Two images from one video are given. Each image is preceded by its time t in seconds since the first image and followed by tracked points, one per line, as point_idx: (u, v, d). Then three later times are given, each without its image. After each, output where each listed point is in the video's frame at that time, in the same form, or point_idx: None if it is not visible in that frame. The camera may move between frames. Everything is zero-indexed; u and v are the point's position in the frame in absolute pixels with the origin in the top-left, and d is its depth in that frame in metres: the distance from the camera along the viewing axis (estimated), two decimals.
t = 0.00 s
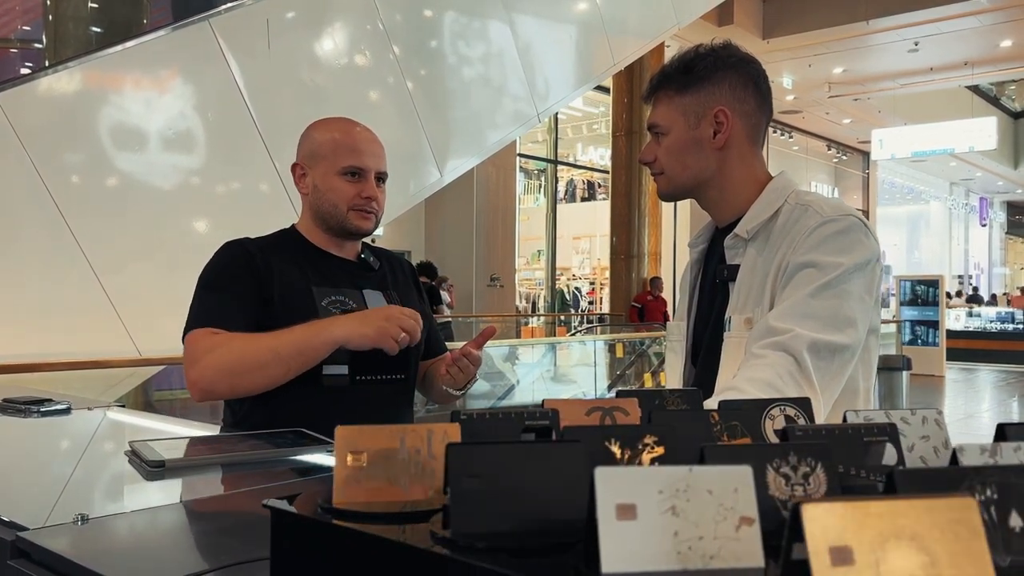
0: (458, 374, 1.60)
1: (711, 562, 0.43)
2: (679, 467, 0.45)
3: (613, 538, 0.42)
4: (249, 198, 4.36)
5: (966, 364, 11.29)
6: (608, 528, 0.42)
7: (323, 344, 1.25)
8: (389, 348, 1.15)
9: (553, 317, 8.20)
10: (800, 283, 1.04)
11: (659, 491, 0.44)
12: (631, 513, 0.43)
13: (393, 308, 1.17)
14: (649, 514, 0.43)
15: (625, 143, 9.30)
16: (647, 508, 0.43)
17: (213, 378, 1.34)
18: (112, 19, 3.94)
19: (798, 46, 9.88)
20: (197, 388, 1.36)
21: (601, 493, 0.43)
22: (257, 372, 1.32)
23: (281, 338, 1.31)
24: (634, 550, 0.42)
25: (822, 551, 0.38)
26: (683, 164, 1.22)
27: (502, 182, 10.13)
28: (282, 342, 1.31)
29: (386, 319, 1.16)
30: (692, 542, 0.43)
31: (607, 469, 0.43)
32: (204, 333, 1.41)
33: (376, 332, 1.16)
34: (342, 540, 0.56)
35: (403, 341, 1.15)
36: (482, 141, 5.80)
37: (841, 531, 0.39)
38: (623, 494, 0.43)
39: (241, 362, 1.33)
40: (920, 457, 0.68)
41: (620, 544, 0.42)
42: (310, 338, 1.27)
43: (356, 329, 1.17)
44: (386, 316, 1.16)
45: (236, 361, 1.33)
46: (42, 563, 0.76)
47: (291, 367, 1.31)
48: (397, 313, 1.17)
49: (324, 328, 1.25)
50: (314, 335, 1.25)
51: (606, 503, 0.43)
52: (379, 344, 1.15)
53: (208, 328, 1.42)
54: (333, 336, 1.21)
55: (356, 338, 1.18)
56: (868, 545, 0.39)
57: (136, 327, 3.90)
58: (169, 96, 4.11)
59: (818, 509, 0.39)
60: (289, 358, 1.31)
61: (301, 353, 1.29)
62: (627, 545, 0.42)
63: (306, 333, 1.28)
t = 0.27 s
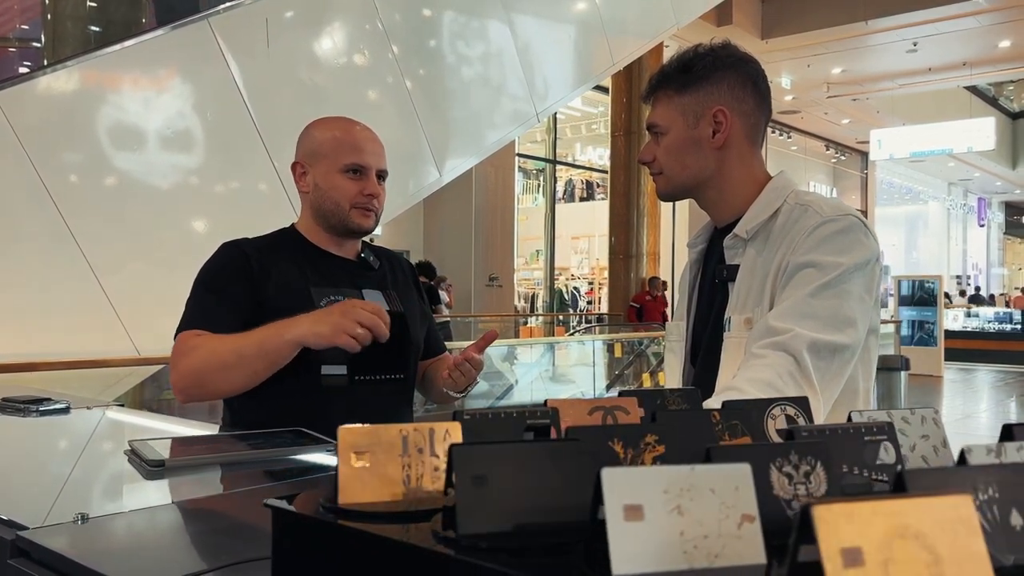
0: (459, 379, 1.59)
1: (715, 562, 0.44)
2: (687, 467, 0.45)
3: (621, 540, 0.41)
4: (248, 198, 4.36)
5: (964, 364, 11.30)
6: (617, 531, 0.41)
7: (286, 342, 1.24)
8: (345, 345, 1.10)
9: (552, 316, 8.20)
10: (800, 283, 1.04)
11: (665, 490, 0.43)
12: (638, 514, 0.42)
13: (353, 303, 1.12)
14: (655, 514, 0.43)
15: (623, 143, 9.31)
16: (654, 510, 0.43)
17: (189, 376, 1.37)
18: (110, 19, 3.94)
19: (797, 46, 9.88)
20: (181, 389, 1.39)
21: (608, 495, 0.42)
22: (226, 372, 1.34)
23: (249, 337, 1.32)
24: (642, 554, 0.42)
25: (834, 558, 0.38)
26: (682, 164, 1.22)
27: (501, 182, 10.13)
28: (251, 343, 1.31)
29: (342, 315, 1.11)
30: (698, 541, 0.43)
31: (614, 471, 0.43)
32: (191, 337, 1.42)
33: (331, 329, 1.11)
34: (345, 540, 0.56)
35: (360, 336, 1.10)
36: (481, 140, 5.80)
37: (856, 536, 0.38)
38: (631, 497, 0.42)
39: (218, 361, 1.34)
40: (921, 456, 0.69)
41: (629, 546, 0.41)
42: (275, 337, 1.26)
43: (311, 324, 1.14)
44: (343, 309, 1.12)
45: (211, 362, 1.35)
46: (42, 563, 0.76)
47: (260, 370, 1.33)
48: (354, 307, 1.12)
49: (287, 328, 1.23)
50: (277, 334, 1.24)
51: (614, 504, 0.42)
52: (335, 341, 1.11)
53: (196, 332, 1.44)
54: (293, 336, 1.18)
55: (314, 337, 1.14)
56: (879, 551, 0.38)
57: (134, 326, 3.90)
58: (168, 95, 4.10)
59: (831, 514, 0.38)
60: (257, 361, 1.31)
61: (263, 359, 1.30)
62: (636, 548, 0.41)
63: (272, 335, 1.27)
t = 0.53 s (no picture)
0: (460, 381, 1.57)
1: (718, 560, 0.44)
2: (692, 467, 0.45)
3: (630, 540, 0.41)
4: (246, 197, 4.36)
5: (962, 364, 11.30)
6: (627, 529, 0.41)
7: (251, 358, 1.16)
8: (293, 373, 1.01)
9: (550, 316, 8.20)
10: (800, 283, 1.04)
11: (670, 489, 0.43)
12: (646, 516, 0.42)
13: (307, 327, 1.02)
14: (662, 515, 0.43)
15: (622, 143, 9.31)
16: (661, 509, 0.43)
17: (176, 375, 1.35)
18: (108, 18, 3.96)
19: (795, 47, 9.89)
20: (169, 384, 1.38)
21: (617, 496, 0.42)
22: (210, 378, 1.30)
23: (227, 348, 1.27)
24: (649, 555, 0.41)
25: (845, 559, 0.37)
26: (681, 164, 1.22)
27: (499, 181, 10.14)
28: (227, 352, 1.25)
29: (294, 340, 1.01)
30: (704, 539, 0.44)
31: (621, 471, 0.42)
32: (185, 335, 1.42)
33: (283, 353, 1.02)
34: (347, 539, 0.56)
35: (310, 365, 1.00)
36: (480, 140, 5.80)
37: (867, 537, 0.38)
38: (639, 497, 0.42)
39: (202, 365, 1.31)
40: (922, 455, 0.69)
41: (636, 547, 0.41)
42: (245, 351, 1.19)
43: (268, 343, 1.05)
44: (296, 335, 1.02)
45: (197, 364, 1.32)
46: (43, 562, 0.76)
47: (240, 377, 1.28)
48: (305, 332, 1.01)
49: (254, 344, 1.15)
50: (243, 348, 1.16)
51: (621, 504, 0.42)
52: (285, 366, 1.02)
53: (191, 332, 1.43)
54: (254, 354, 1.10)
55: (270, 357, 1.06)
56: (888, 553, 0.38)
57: (132, 325, 3.89)
58: (167, 95, 4.10)
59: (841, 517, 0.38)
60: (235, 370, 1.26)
61: (234, 373, 1.26)
62: (641, 550, 0.41)
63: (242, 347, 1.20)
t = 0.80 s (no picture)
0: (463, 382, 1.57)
1: (720, 561, 0.44)
2: (694, 468, 0.45)
3: (637, 544, 0.41)
4: (244, 196, 4.35)
5: (959, 364, 11.32)
6: (635, 532, 0.41)
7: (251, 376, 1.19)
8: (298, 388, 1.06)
9: (548, 316, 8.20)
10: (798, 284, 1.05)
11: (673, 491, 0.43)
12: (654, 517, 0.42)
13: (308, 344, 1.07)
14: (668, 518, 0.43)
15: (620, 143, 9.31)
16: (667, 510, 0.43)
17: (169, 389, 1.37)
18: (105, 17, 3.99)
19: (793, 47, 9.90)
20: (162, 395, 1.39)
21: (625, 499, 0.42)
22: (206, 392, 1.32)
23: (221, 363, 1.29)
24: (656, 558, 0.42)
25: (857, 563, 0.37)
26: (681, 165, 1.22)
27: (497, 181, 10.15)
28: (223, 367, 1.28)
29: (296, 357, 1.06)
30: (707, 540, 0.44)
31: (627, 472, 0.42)
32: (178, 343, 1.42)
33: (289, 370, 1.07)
34: (348, 539, 0.56)
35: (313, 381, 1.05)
36: (478, 140, 5.80)
37: (874, 541, 0.38)
38: (647, 499, 0.42)
39: (197, 381, 1.33)
40: (922, 456, 0.69)
41: (644, 549, 0.41)
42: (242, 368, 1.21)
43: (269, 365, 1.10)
44: (294, 355, 1.07)
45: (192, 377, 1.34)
46: (44, 562, 0.76)
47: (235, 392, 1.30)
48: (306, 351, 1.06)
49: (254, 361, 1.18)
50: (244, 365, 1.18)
51: (629, 506, 0.42)
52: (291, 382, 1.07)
53: (184, 338, 1.43)
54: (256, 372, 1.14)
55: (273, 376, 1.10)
56: (894, 557, 0.38)
57: (130, 324, 3.89)
58: (164, 94, 4.09)
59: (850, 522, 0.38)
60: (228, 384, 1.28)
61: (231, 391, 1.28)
62: (649, 554, 0.41)
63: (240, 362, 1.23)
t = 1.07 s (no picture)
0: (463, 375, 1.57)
1: (721, 560, 0.45)
2: (697, 467, 0.45)
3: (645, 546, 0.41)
4: (241, 195, 4.35)
5: (955, 364, 11.34)
6: (641, 534, 0.41)
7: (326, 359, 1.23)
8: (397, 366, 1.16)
9: (545, 315, 8.20)
10: (795, 284, 1.05)
11: (676, 490, 0.44)
12: (660, 518, 0.42)
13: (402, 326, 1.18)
14: (672, 518, 0.43)
15: (617, 143, 9.32)
16: (672, 510, 0.43)
17: (209, 378, 1.34)
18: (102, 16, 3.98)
19: (791, 47, 9.91)
20: (193, 388, 1.36)
21: (633, 500, 0.42)
22: (256, 378, 1.32)
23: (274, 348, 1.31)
24: (663, 560, 0.42)
25: (868, 565, 0.37)
26: (678, 164, 1.22)
27: (495, 181, 10.15)
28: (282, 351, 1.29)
29: (392, 337, 1.17)
30: (708, 538, 0.44)
31: (634, 473, 0.42)
32: (203, 335, 1.40)
33: (384, 350, 1.16)
34: (347, 538, 0.56)
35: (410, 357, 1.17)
36: (475, 140, 5.79)
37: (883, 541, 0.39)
38: (654, 499, 0.42)
39: (244, 368, 1.32)
40: (917, 456, 0.70)
41: (649, 551, 0.41)
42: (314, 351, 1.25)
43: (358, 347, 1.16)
44: (389, 333, 1.18)
45: (234, 367, 1.32)
46: (42, 562, 0.76)
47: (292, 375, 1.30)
48: (403, 333, 1.17)
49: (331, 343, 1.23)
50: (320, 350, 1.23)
51: (637, 508, 0.41)
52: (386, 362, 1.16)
53: (208, 329, 1.41)
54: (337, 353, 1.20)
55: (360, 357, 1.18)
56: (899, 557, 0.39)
57: (126, 324, 3.88)
58: (161, 93, 4.08)
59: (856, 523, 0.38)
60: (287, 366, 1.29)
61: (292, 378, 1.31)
62: (657, 556, 0.41)
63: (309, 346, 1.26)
